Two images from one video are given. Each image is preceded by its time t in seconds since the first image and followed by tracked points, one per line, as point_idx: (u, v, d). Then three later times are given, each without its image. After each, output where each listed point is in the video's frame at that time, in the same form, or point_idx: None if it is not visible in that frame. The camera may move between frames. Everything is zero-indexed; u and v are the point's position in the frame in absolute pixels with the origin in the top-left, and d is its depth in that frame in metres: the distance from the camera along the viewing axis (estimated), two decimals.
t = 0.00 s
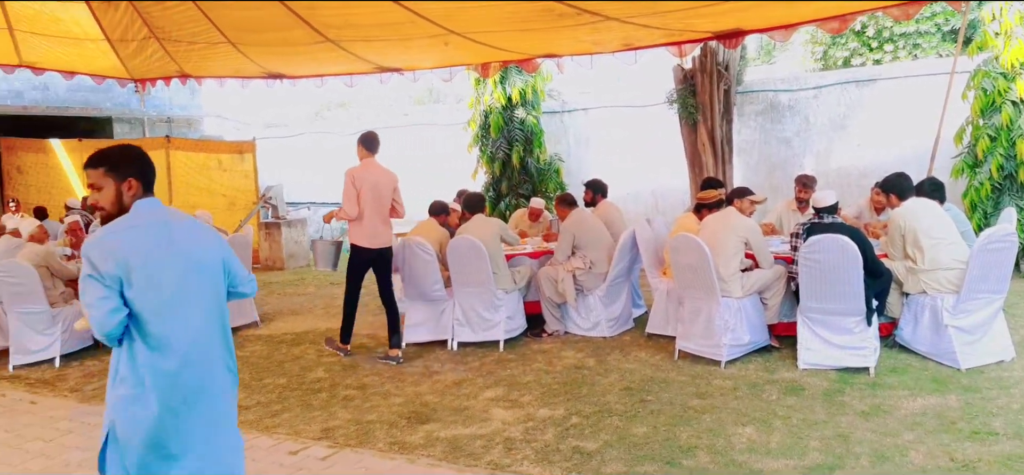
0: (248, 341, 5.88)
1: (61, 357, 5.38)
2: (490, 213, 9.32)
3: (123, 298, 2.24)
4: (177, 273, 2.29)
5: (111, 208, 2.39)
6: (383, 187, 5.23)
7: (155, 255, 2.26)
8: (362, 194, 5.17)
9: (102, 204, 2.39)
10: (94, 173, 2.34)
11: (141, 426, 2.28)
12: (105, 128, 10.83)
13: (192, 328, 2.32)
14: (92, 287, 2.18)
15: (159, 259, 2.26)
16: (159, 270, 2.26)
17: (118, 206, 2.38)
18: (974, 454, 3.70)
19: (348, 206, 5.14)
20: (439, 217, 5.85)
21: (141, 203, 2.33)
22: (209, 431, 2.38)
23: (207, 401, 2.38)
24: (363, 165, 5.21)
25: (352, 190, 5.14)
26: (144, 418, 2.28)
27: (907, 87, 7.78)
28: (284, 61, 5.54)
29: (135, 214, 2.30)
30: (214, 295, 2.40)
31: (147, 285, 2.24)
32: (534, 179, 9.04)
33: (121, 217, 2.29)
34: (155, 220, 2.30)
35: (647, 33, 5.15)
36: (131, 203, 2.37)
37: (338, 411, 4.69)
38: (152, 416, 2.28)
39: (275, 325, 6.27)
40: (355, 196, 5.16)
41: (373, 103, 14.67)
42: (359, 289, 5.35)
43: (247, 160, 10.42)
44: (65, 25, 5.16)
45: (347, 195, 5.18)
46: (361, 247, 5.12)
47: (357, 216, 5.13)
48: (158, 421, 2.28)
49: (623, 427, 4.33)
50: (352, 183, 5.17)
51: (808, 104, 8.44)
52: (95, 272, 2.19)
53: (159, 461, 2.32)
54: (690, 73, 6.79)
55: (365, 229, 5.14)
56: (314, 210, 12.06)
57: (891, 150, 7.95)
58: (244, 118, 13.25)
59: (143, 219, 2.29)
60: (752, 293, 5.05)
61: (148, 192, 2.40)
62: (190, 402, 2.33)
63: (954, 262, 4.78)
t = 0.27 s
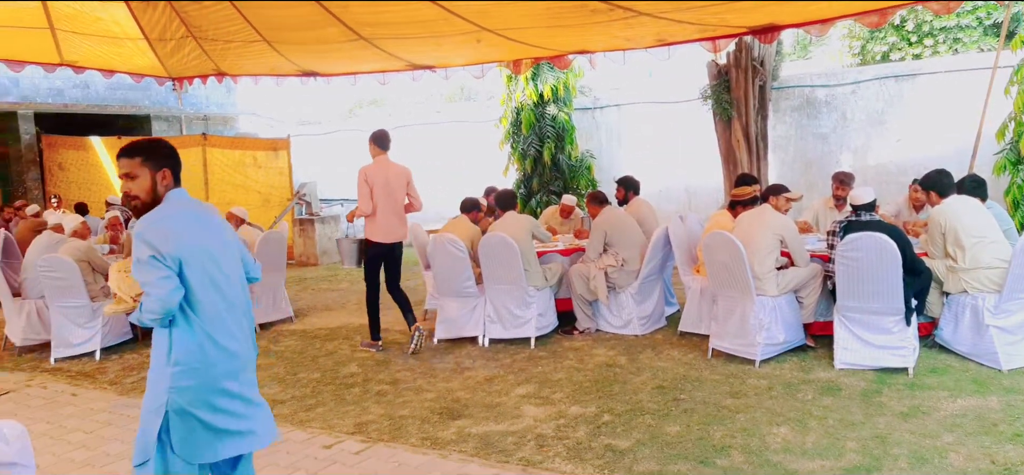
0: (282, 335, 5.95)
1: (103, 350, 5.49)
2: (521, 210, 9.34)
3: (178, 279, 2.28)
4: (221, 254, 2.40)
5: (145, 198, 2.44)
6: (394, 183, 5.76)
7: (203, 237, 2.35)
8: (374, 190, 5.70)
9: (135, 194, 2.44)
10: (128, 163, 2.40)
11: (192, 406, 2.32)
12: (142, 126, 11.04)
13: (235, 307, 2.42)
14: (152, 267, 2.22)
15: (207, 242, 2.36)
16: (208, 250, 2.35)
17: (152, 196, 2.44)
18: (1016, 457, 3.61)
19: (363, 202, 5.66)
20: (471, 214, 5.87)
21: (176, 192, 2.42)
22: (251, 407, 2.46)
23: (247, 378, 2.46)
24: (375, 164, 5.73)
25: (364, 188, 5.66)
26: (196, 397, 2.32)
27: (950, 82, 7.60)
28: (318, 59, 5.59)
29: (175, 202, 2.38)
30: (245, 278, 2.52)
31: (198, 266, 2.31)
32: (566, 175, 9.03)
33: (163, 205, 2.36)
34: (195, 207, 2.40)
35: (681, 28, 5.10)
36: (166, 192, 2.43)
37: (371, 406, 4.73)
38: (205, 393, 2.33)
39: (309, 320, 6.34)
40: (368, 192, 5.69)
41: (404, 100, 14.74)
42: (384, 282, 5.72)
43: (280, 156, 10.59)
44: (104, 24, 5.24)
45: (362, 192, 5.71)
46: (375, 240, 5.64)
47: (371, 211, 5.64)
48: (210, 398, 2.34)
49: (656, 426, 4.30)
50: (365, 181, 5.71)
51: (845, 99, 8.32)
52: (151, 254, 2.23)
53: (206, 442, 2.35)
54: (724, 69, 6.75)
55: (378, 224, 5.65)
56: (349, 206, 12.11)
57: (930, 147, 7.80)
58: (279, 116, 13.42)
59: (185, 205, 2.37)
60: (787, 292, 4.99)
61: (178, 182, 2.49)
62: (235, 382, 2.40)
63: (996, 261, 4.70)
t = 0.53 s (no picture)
0: (330, 330, 6.04)
1: (158, 343, 5.64)
2: (565, 206, 9.33)
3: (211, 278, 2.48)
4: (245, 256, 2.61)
5: (170, 200, 2.59)
6: (425, 178, 6.13)
7: (230, 240, 2.56)
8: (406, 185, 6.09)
9: (160, 196, 2.59)
10: (155, 165, 2.56)
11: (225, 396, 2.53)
12: (194, 124, 11.31)
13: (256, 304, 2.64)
14: (191, 268, 2.41)
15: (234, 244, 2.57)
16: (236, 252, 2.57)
17: (177, 197, 2.59)
18: None
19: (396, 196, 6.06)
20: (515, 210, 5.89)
21: (202, 194, 2.60)
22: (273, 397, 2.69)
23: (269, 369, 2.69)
24: (408, 159, 6.13)
25: (398, 182, 6.07)
26: (228, 389, 2.54)
27: (1009, 74, 7.36)
28: (363, 57, 5.64)
29: (203, 205, 2.56)
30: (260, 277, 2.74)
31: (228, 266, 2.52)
32: (610, 172, 9.01)
33: (192, 208, 2.54)
34: (220, 210, 2.60)
35: (729, 22, 5.02)
36: (192, 195, 2.61)
37: (417, 400, 4.77)
38: (235, 384, 2.55)
39: (355, 315, 6.43)
40: (401, 187, 6.09)
41: (446, 96, 14.81)
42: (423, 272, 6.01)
43: (327, 154, 10.66)
44: (157, 26, 5.35)
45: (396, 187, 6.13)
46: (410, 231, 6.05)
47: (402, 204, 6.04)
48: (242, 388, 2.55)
49: (703, 424, 4.26)
50: (398, 177, 6.12)
51: (898, 93, 8.11)
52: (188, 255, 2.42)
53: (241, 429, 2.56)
54: (772, 62, 6.69)
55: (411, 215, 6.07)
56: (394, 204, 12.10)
57: (988, 141, 7.56)
58: (324, 114, 13.63)
59: (211, 208, 2.57)
60: (838, 289, 4.90)
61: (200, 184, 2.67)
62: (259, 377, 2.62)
63: None
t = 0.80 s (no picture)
0: (376, 329, 6.11)
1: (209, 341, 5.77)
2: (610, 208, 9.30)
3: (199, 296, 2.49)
4: (239, 272, 2.62)
5: (165, 214, 2.61)
6: (466, 184, 6.22)
7: (223, 257, 2.56)
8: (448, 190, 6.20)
9: (156, 210, 2.61)
10: (152, 180, 2.58)
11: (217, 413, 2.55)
12: (246, 127, 11.58)
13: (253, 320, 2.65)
14: (178, 287, 2.42)
15: (227, 261, 2.58)
16: (228, 269, 2.57)
17: (172, 212, 2.61)
18: None
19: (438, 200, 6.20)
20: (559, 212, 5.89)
21: (198, 209, 2.62)
22: (272, 412, 2.69)
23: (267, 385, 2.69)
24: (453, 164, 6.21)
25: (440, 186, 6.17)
26: (220, 405, 2.55)
27: None
28: (409, 59, 5.69)
29: (197, 221, 2.58)
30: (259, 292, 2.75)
31: (221, 282, 2.53)
32: (656, 172, 8.95)
33: (187, 224, 2.57)
34: (216, 226, 2.61)
35: (779, 20, 4.93)
36: (186, 210, 2.62)
37: (463, 401, 4.80)
38: (228, 400, 2.55)
39: (401, 315, 6.50)
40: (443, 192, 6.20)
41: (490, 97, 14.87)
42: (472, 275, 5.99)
43: (374, 156, 10.90)
44: (210, 31, 5.48)
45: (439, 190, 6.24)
46: (448, 235, 6.17)
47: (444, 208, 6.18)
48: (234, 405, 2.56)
49: (751, 430, 4.19)
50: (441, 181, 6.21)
51: (955, 91, 7.88)
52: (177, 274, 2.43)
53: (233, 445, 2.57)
54: (824, 61, 6.59)
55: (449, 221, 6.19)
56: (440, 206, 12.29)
57: None
58: (371, 116, 13.82)
59: (206, 225, 2.58)
60: (893, 293, 4.78)
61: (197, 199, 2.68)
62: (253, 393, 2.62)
63: None
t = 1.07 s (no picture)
0: (421, 329, 6.17)
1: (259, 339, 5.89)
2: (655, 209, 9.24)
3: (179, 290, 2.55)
4: (224, 268, 2.68)
5: (153, 212, 2.66)
6: (510, 182, 6.56)
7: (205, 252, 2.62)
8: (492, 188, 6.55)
9: (144, 209, 2.66)
10: (139, 179, 2.62)
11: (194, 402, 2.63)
12: (294, 130, 11.80)
13: (234, 314, 2.72)
14: (159, 282, 2.47)
15: (210, 257, 2.64)
16: (210, 265, 2.63)
17: (160, 210, 2.66)
18: None
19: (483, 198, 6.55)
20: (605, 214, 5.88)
21: (184, 206, 2.68)
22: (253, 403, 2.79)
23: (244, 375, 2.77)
24: (499, 163, 6.59)
25: (486, 183, 6.53)
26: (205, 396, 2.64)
27: None
28: (454, 62, 5.73)
29: (184, 217, 2.64)
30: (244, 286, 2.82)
31: (203, 277, 2.59)
32: (702, 173, 8.86)
33: (175, 221, 2.62)
34: (201, 222, 2.67)
35: (829, 17, 4.83)
36: (174, 208, 2.67)
37: (507, 401, 4.81)
38: (213, 391, 2.65)
39: (446, 315, 6.55)
40: (488, 189, 6.55)
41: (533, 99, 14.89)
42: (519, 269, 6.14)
43: (420, 158, 10.84)
44: (261, 36, 5.59)
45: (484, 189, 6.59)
46: (495, 230, 6.51)
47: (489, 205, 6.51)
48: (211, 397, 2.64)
49: (801, 435, 4.10)
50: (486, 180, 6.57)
51: (1015, 89, 7.62)
52: (157, 268, 2.48)
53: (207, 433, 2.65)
54: (876, 59, 6.46)
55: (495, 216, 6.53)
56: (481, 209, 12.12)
57: None
58: (415, 119, 13.96)
59: (191, 221, 2.63)
60: (950, 297, 4.64)
61: (186, 196, 2.74)
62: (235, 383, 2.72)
63: None
